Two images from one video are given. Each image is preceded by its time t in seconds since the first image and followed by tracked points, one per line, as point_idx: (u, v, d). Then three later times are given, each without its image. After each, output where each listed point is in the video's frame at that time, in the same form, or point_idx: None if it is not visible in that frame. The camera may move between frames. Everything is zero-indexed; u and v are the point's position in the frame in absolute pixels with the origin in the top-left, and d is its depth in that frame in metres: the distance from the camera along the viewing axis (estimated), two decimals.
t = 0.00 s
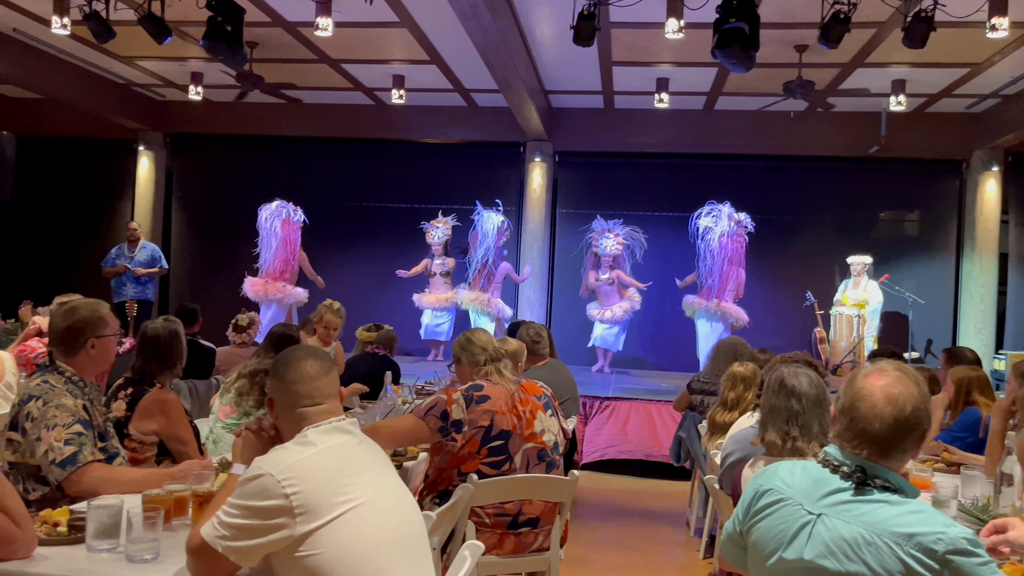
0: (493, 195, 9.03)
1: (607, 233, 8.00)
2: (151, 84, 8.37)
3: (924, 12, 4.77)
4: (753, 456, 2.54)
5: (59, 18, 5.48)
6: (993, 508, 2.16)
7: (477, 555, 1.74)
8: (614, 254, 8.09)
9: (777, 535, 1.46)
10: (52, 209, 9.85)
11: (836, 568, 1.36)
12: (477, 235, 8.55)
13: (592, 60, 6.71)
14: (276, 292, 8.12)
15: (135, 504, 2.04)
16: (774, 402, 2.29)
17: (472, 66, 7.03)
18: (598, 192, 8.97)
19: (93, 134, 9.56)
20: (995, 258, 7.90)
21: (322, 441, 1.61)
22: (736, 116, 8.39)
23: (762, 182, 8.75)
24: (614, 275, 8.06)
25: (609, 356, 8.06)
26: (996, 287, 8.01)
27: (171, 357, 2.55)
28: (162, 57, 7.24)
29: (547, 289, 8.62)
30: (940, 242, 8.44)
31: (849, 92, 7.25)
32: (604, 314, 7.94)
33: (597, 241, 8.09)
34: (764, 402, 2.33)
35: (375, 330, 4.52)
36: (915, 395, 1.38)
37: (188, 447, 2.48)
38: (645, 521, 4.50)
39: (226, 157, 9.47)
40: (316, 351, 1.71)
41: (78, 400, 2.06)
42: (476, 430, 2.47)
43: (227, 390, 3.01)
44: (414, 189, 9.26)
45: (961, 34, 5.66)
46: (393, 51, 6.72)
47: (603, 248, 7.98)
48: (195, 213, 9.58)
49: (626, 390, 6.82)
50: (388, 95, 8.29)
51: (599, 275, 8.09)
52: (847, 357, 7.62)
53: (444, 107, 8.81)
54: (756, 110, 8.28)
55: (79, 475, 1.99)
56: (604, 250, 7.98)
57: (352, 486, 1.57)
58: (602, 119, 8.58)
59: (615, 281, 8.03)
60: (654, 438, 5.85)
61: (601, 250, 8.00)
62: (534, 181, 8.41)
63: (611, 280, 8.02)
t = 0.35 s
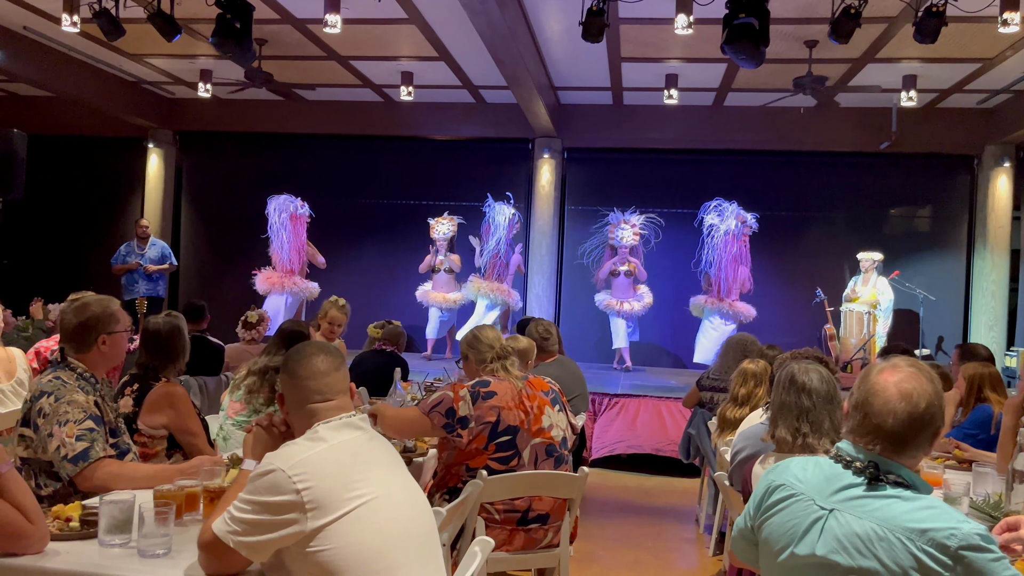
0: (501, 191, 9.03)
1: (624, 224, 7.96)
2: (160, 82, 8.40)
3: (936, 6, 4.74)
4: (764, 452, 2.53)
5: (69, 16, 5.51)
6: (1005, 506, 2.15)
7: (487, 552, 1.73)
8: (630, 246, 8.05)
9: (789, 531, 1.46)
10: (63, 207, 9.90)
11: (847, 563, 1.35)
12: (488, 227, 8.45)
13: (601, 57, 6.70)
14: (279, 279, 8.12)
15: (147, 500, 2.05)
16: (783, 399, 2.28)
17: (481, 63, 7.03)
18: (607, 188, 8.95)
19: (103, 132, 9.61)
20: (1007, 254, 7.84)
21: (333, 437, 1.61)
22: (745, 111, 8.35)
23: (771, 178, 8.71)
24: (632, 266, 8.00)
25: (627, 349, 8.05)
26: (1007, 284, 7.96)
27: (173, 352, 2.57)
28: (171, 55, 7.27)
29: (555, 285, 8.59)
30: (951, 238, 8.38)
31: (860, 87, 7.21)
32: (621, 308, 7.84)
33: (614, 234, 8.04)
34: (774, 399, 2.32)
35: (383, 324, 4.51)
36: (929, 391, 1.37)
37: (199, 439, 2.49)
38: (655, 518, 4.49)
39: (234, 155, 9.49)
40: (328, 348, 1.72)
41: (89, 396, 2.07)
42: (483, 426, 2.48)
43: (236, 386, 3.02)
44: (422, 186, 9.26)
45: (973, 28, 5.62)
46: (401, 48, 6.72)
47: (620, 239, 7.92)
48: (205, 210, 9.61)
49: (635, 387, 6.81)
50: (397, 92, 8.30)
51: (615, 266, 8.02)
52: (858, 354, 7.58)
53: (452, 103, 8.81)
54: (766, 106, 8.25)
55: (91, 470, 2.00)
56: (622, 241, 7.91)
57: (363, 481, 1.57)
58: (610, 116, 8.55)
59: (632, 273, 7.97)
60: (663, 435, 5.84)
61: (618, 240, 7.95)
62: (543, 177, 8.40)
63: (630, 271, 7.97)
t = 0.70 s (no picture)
0: (495, 188, 9.04)
1: (620, 220, 7.96)
2: (152, 79, 8.37)
3: (927, 2, 4.75)
4: (755, 447, 2.52)
5: (60, 12, 5.48)
6: (995, 499, 2.16)
7: (478, 548, 1.74)
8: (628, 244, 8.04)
9: (778, 526, 1.46)
10: (55, 204, 9.87)
11: (836, 557, 1.35)
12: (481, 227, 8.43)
13: (595, 53, 6.70)
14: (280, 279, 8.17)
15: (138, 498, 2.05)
16: (774, 394, 2.29)
17: (474, 59, 7.02)
18: (601, 185, 8.95)
19: (95, 129, 9.57)
20: (999, 250, 7.88)
21: (322, 434, 1.61)
22: (739, 108, 8.36)
23: (765, 174, 8.73)
24: (632, 263, 7.95)
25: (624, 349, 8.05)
26: (999, 279, 8.00)
27: (161, 349, 2.56)
28: (163, 51, 7.24)
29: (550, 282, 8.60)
30: (944, 233, 8.42)
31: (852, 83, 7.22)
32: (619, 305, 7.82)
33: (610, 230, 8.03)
34: (763, 394, 2.33)
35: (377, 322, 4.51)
36: (916, 385, 1.37)
37: (187, 435, 2.48)
38: (648, 513, 4.50)
39: (228, 152, 9.46)
40: (317, 344, 1.71)
41: (79, 394, 2.07)
42: (467, 420, 2.50)
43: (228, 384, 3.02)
44: (416, 183, 9.26)
45: (964, 25, 5.63)
46: (395, 45, 6.72)
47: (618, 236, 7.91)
48: (198, 208, 9.59)
49: (630, 383, 6.83)
50: (390, 88, 8.28)
51: (613, 261, 8.00)
52: (850, 349, 7.61)
53: (446, 100, 8.80)
54: (760, 102, 8.26)
55: (82, 468, 1.99)
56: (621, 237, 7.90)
57: (353, 478, 1.57)
58: (604, 112, 8.55)
59: (633, 270, 7.92)
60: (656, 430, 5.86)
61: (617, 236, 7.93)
62: (537, 174, 8.38)
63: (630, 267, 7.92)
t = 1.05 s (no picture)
0: (482, 184, 9.05)
1: (609, 213, 7.89)
2: (136, 74, 8.31)
3: None
4: (736, 441, 2.54)
5: (42, 7, 5.43)
6: (972, 491, 2.18)
7: (461, 542, 1.73)
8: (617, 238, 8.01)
9: (756, 518, 1.48)
10: (39, 200, 9.78)
11: (813, 549, 1.37)
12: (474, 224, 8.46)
13: (581, 49, 6.70)
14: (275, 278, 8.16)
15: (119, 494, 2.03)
16: (754, 387, 2.31)
17: (460, 55, 7.01)
18: (588, 180, 8.96)
19: (79, 124, 9.49)
20: (982, 244, 7.94)
21: (304, 429, 1.61)
22: (725, 103, 8.39)
23: (751, 169, 8.76)
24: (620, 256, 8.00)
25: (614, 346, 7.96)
26: (982, 273, 8.06)
27: (148, 348, 2.55)
28: (147, 47, 7.19)
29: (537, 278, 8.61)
30: (928, 228, 8.48)
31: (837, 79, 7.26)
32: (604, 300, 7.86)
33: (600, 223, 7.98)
34: (744, 387, 2.35)
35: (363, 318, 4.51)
36: (892, 378, 1.39)
37: (172, 434, 2.48)
38: (635, 508, 4.52)
39: (213, 147, 9.41)
40: (298, 341, 1.71)
41: (61, 391, 2.05)
42: (441, 411, 2.49)
43: (212, 381, 3.00)
44: (403, 179, 9.24)
45: (947, 21, 5.67)
46: (381, 41, 6.70)
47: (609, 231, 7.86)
48: (184, 204, 9.54)
49: (618, 378, 6.85)
50: (377, 84, 8.25)
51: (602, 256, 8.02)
52: (835, 343, 7.66)
53: (433, 95, 8.77)
54: (746, 97, 8.28)
55: (64, 465, 1.98)
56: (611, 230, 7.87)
57: (334, 474, 1.57)
58: (591, 108, 8.56)
59: (621, 264, 7.96)
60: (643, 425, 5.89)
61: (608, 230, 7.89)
62: (524, 170, 8.38)
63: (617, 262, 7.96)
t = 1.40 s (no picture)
0: (476, 180, 9.05)
1: (603, 205, 7.91)
2: (128, 70, 8.27)
3: None
4: (725, 435, 2.53)
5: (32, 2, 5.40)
6: (961, 485, 2.18)
7: (448, 537, 1.73)
8: (610, 230, 8.04)
9: (743, 511, 1.48)
10: (31, 197, 9.74)
11: (799, 542, 1.37)
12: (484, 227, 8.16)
13: (574, 45, 6.69)
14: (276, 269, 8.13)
15: (107, 490, 2.02)
16: (742, 381, 2.31)
17: (453, 51, 6.99)
18: (582, 177, 8.96)
19: (71, 121, 9.45)
20: (974, 241, 7.96)
21: (291, 424, 1.60)
22: (719, 100, 8.39)
23: (745, 166, 8.77)
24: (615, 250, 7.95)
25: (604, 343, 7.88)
26: (975, 270, 8.08)
27: (135, 345, 2.53)
28: (139, 42, 7.16)
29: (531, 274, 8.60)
30: (922, 224, 8.50)
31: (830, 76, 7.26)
32: (600, 293, 7.81)
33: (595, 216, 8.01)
34: (733, 382, 2.35)
35: (355, 315, 4.51)
36: (878, 373, 1.39)
37: (160, 431, 2.47)
38: (628, 503, 4.53)
39: (206, 144, 9.38)
40: (286, 336, 1.70)
41: (48, 387, 2.04)
42: (428, 405, 2.50)
43: (202, 377, 2.99)
44: (397, 175, 9.22)
45: (939, 17, 5.68)
46: (374, 36, 6.68)
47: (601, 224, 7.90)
48: (177, 200, 9.51)
49: (611, 374, 6.85)
50: (370, 80, 8.23)
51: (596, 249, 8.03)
52: (827, 340, 7.67)
53: (426, 92, 8.75)
54: (740, 94, 8.28)
55: (51, 462, 1.97)
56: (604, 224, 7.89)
57: (321, 469, 1.56)
58: (585, 104, 8.55)
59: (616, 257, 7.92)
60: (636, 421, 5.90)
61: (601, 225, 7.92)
62: (517, 166, 8.38)
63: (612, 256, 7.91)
